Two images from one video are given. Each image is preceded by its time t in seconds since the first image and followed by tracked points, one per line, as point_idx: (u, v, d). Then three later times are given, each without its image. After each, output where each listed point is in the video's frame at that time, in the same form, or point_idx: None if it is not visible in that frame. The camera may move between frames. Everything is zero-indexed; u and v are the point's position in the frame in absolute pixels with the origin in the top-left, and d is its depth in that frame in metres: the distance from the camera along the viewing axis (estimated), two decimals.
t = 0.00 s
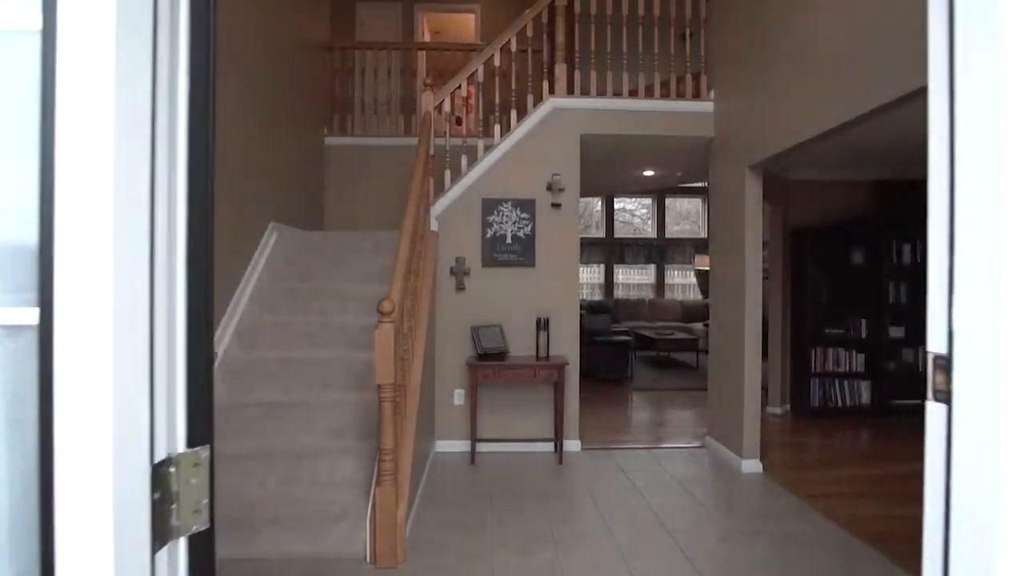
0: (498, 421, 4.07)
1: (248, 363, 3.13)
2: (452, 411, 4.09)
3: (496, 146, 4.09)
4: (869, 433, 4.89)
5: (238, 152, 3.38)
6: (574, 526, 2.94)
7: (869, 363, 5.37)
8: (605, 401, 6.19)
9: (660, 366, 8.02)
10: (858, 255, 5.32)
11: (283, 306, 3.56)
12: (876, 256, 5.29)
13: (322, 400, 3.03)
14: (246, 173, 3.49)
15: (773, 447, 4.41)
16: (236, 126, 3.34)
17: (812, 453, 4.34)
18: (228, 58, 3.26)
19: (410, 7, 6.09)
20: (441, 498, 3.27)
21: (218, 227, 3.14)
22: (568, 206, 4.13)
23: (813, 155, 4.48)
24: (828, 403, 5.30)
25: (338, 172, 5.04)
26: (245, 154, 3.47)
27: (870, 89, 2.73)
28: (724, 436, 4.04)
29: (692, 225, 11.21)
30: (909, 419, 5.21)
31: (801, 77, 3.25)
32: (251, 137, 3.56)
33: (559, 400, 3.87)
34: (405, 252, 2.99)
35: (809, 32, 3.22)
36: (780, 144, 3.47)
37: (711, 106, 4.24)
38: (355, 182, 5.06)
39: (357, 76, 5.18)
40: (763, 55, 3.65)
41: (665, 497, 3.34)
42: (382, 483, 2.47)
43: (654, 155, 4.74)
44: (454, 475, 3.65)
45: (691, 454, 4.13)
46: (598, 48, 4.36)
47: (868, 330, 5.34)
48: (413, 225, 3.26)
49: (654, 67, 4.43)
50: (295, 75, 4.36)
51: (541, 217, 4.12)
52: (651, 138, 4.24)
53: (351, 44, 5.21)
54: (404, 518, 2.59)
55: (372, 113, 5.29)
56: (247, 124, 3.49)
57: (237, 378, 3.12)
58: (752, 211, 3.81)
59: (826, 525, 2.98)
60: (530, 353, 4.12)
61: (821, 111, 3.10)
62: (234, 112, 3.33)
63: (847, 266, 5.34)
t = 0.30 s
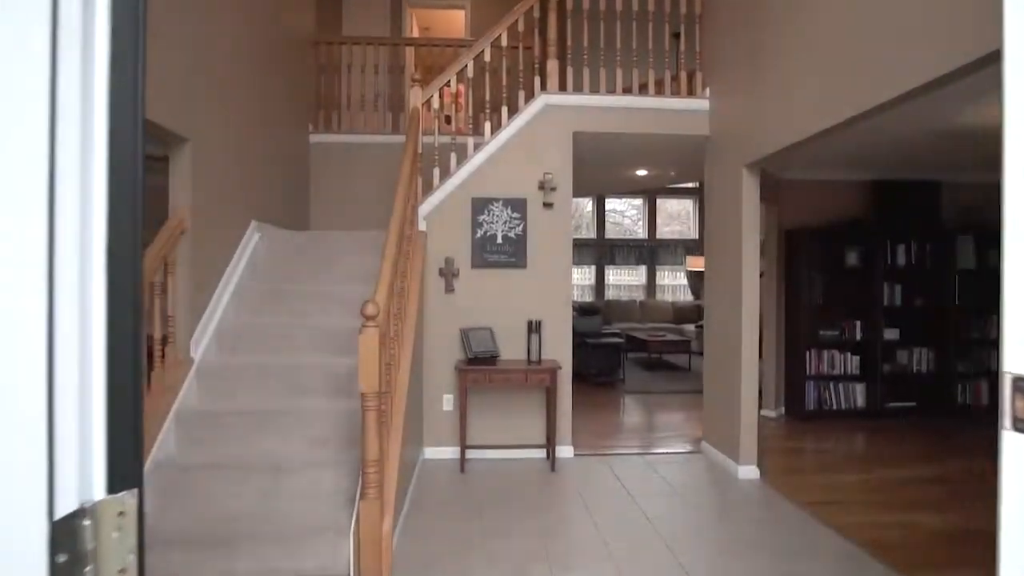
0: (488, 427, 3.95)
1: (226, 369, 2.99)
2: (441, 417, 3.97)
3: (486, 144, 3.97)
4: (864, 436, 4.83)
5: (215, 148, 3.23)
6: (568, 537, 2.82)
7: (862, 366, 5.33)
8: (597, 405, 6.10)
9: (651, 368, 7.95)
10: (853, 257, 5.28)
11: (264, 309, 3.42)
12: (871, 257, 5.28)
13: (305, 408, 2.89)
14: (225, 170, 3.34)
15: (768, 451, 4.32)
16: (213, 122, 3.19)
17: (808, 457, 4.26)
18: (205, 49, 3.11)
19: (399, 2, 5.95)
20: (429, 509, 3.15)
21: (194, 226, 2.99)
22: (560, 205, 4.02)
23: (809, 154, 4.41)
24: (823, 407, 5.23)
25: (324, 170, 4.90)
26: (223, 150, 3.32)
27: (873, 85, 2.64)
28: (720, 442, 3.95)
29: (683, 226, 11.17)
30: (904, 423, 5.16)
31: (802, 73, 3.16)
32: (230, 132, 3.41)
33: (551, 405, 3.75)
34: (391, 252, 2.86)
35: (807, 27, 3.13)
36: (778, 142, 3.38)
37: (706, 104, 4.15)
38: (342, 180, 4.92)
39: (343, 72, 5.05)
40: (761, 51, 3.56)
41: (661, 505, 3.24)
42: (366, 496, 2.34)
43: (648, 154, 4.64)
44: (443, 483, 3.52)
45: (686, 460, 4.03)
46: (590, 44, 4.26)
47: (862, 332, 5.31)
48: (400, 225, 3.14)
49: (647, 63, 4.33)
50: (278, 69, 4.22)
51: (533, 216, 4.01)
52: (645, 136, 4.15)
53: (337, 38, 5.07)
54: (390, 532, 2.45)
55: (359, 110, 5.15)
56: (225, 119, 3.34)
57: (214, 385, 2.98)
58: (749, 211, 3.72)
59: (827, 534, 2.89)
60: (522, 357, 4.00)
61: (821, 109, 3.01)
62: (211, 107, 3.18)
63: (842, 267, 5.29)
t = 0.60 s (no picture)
0: (477, 434, 3.83)
1: (200, 376, 2.83)
2: (428, 423, 3.83)
3: (476, 141, 3.84)
4: (858, 439, 4.77)
5: (190, 143, 3.07)
6: (561, 552, 2.70)
7: (855, 368, 5.28)
8: (588, 408, 5.99)
9: (641, 370, 7.88)
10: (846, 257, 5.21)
11: (242, 312, 3.26)
12: (863, 258, 5.22)
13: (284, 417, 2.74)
14: (200, 166, 3.18)
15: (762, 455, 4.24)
16: (187, 115, 3.03)
17: (803, 462, 4.19)
18: (178, 39, 2.95)
19: None
20: (416, 521, 3.01)
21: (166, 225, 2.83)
22: (552, 204, 3.90)
23: (804, 153, 4.33)
24: (815, 410, 5.16)
25: (307, 168, 4.74)
26: (199, 144, 3.16)
27: (878, 81, 2.56)
28: (715, 448, 3.86)
29: (672, 226, 11.13)
30: (896, 425, 5.12)
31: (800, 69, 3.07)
32: (206, 126, 3.25)
33: (543, 411, 3.63)
34: (376, 253, 2.72)
35: (806, 21, 3.04)
36: (776, 140, 3.29)
37: (700, 101, 4.07)
38: (326, 178, 4.76)
39: (328, 66, 4.89)
40: (757, 47, 3.47)
41: (656, 514, 3.14)
42: (348, 513, 2.20)
43: (641, 152, 4.54)
44: (430, 493, 3.40)
45: (679, 465, 3.94)
46: (582, 40, 4.15)
47: (854, 334, 5.25)
48: (385, 224, 3.00)
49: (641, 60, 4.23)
50: (259, 62, 4.05)
51: (523, 216, 3.89)
52: (639, 134, 4.05)
53: (321, 31, 4.91)
54: (375, 550, 2.32)
55: (344, 106, 4.99)
56: (200, 113, 3.18)
57: (188, 394, 2.82)
58: (745, 211, 3.62)
59: (827, 545, 2.81)
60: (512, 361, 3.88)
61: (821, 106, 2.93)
62: (186, 100, 3.02)
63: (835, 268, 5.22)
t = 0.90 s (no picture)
0: (462, 441, 3.71)
1: (169, 384, 2.67)
2: (412, 430, 3.71)
3: (461, 137, 3.72)
4: (847, 441, 4.74)
5: (158, 138, 2.90)
6: (550, 565, 2.59)
7: (842, 369, 5.25)
8: (575, 411, 5.90)
9: (627, 372, 7.82)
10: (834, 258, 5.17)
11: (215, 316, 3.10)
12: (851, 259, 5.19)
13: (259, 427, 2.59)
14: (170, 161, 3.01)
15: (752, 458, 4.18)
16: (155, 108, 2.86)
17: (793, 466, 4.13)
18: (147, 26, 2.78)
19: None
20: (399, 534, 2.88)
21: (132, 224, 2.66)
22: (540, 204, 3.80)
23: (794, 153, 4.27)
24: (803, 412, 5.12)
25: (286, 166, 4.58)
26: (169, 139, 2.99)
27: (875, 79, 2.48)
28: (706, 453, 3.78)
29: (657, 226, 11.10)
30: (884, 427, 5.09)
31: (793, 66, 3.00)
32: (176, 120, 3.08)
33: (530, 417, 3.52)
34: (356, 254, 2.58)
35: (800, 16, 2.95)
36: (769, 139, 3.21)
37: (691, 99, 3.99)
38: (306, 176, 4.60)
39: (307, 60, 4.73)
40: (749, 44, 3.40)
41: (648, 523, 3.04)
42: (326, 531, 2.07)
43: (630, 151, 4.45)
44: (414, 503, 3.27)
45: (670, 471, 3.85)
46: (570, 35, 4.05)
47: (841, 336, 5.22)
48: (366, 224, 2.86)
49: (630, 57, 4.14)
50: (234, 54, 3.88)
51: (509, 216, 3.78)
52: (628, 132, 3.96)
53: (300, 24, 4.74)
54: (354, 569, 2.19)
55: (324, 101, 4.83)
56: (170, 106, 3.01)
57: (156, 402, 2.66)
58: (737, 212, 3.54)
59: (823, 553, 2.73)
60: (498, 365, 3.77)
61: (816, 104, 2.85)
62: (153, 92, 2.85)
63: (823, 270, 5.18)
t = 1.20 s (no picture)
0: (446, 446, 3.59)
1: (134, 392, 2.51)
2: (394, 436, 3.58)
3: (444, 133, 3.60)
4: (834, 442, 4.71)
5: (123, 131, 2.74)
6: None
7: (828, 370, 5.23)
8: (560, 413, 5.81)
9: (612, 372, 7.76)
10: (820, 258, 5.14)
11: (185, 319, 2.94)
12: (837, 259, 5.16)
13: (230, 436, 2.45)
14: (137, 156, 2.86)
15: (741, 461, 4.12)
16: (120, 99, 2.70)
17: (782, 468, 4.08)
18: (110, 12, 2.61)
19: None
20: (380, 546, 2.75)
21: (93, 223, 2.50)
22: (525, 202, 3.70)
23: (782, 152, 4.22)
24: (790, 413, 5.09)
25: (262, 162, 4.42)
26: (135, 132, 2.84)
27: (867, 76, 2.41)
28: (695, 456, 3.72)
29: (640, 226, 11.07)
30: (870, 427, 5.08)
31: (783, 62, 2.94)
32: (144, 113, 2.93)
33: (516, 422, 3.42)
34: (333, 253, 2.46)
35: (790, 11, 2.88)
36: (758, 137, 3.14)
37: (679, 96, 3.92)
38: (283, 173, 4.44)
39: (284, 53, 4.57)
40: (738, 40, 3.33)
41: (637, 530, 2.96)
42: (301, 549, 1.94)
43: (616, 149, 4.37)
44: (396, 512, 3.15)
45: (658, 476, 3.77)
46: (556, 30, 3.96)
47: (828, 336, 5.20)
48: (345, 222, 2.73)
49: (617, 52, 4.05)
50: (206, 45, 3.71)
51: (493, 215, 3.67)
52: (615, 130, 3.87)
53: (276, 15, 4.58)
54: None
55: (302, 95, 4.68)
56: (137, 98, 2.85)
57: (120, 411, 2.50)
58: (726, 211, 3.47)
59: (816, 560, 2.67)
60: (483, 368, 3.66)
61: (807, 102, 2.78)
62: (118, 81, 2.69)
63: (809, 270, 5.14)
